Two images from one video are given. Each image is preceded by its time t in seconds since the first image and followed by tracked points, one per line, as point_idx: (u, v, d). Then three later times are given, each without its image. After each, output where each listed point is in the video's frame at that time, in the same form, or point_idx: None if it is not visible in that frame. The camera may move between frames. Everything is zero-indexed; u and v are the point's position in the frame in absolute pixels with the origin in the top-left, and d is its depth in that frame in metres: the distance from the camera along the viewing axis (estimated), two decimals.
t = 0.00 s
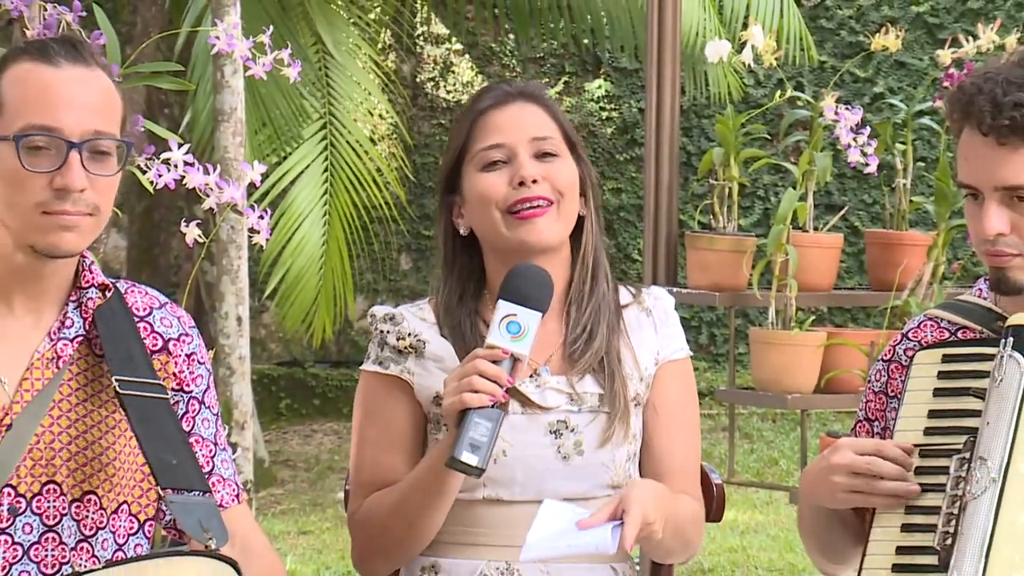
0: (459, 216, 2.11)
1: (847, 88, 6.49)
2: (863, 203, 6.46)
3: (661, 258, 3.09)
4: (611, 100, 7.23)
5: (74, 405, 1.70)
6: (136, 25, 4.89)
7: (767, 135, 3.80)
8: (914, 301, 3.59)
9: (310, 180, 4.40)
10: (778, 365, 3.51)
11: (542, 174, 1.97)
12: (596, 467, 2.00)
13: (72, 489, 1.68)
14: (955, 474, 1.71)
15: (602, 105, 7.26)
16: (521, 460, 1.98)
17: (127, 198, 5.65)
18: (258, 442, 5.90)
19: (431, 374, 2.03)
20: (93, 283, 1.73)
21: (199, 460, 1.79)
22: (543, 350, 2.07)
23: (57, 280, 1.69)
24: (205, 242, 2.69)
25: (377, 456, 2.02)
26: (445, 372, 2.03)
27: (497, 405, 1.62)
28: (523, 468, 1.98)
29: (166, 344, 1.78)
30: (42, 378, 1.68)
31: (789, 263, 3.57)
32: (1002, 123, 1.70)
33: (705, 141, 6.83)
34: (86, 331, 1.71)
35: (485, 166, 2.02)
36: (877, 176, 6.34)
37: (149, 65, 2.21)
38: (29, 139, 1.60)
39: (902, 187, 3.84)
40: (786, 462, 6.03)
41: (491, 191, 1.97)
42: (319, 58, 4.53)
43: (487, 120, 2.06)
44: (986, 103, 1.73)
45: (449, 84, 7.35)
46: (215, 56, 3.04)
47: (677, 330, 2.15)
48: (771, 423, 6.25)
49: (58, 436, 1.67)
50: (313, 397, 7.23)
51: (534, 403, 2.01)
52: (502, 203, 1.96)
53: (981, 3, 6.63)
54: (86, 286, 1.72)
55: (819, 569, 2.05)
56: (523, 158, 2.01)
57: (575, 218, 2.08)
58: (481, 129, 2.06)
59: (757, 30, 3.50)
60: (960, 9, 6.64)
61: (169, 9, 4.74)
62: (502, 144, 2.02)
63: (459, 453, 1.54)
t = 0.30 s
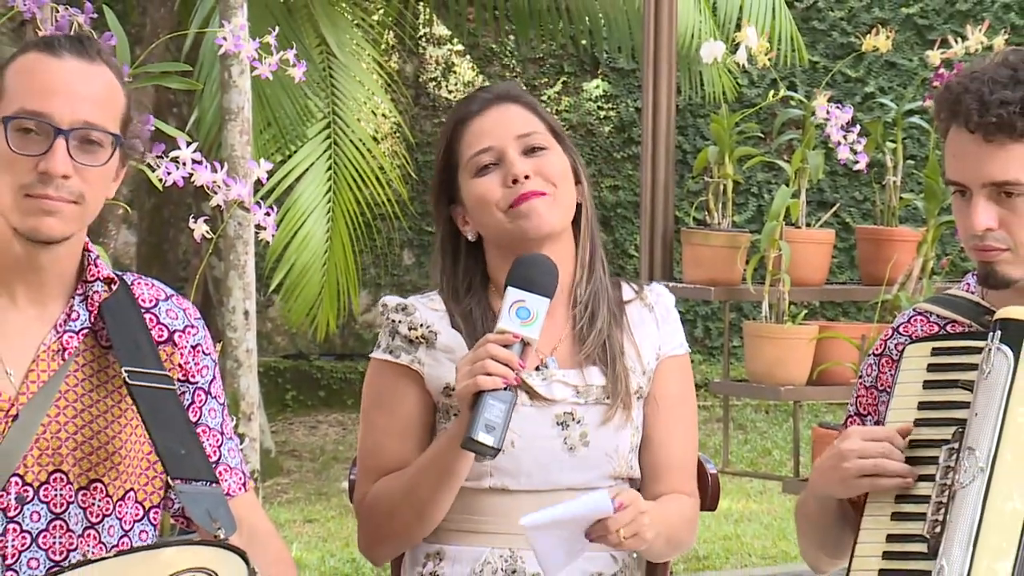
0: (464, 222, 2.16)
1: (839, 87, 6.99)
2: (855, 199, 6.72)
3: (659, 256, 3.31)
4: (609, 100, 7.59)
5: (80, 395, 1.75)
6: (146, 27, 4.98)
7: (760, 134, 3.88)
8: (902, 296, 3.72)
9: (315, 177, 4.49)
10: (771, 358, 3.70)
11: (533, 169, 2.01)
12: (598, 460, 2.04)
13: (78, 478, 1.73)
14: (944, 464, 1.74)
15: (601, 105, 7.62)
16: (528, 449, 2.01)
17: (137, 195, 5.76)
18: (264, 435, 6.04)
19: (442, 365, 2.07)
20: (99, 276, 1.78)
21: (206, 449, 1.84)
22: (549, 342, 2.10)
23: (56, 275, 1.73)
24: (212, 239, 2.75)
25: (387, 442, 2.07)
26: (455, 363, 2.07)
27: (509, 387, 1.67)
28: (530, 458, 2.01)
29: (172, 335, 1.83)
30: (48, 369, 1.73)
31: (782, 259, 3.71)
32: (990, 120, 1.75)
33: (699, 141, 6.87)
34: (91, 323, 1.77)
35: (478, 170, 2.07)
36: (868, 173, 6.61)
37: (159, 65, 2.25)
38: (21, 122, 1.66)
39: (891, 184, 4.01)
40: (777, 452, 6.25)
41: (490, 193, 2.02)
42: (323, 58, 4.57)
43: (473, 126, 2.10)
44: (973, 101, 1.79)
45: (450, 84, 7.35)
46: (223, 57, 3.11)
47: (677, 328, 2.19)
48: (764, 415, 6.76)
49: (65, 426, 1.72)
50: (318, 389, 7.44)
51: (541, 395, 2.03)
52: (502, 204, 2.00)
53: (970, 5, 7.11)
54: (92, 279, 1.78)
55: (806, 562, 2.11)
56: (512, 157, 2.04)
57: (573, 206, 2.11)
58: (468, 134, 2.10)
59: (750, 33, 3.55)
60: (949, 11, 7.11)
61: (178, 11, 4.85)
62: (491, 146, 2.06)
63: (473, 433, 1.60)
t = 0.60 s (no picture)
0: (474, 224, 2.21)
1: (831, 87, 7.52)
2: (846, 197, 7.18)
3: (655, 251, 3.46)
4: (606, 99, 7.84)
5: (85, 384, 1.81)
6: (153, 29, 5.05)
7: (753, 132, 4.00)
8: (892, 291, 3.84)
9: (319, 176, 4.57)
10: (768, 352, 3.87)
11: (537, 172, 2.06)
12: (603, 458, 2.08)
13: (85, 466, 1.78)
14: (933, 454, 1.79)
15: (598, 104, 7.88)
16: (532, 446, 2.05)
17: (146, 193, 5.88)
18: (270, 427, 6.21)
19: (451, 361, 2.12)
20: (100, 270, 1.84)
21: (210, 437, 1.89)
22: (555, 339, 2.13)
23: (56, 267, 1.78)
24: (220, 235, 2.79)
25: (394, 433, 2.11)
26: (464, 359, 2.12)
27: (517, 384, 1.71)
28: (534, 453, 2.05)
29: (174, 325, 1.88)
30: (53, 361, 1.78)
31: (774, 254, 3.89)
32: (980, 115, 1.79)
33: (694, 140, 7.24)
34: (95, 315, 1.83)
35: (483, 176, 2.11)
36: (859, 172, 7.08)
37: (168, 65, 2.30)
38: (14, 114, 1.71)
39: (882, 181, 4.12)
40: (770, 443, 6.44)
41: (495, 199, 2.07)
42: (326, 60, 4.68)
43: (478, 132, 2.14)
44: (964, 97, 1.83)
45: (452, 84, 7.66)
46: (230, 57, 3.17)
47: (679, 328, 2.23)
48: (758, 407, 7.16)
49: (71, 415, 1.78)
50: (323, 380, 7.68)
51: (548, 392, 2.07)
52: (510, 209, 2.05)
53: (958, 7, 7.67)
54: (94, 272, 1.83)
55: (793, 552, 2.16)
56: (517, 162, 2.09)
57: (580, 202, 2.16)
58: (472, 141, 2.14)
59: (745, 33, 3.61)
60: (938, 13, 7.68)
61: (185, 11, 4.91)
62: (496, 152, 2.10)
63: (482, 431, 1.63)
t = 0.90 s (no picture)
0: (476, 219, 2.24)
1: (823, 87, 7.91)
2: (838, 193, 7.67)
3: (652, 244, 3.48)
4: (603, 99, 8.12)
5: (92, 375, 1.86)
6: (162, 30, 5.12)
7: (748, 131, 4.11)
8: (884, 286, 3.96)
9: (326, 172, 4.67)
10: (760, 345, 4.03)
11: (544, 189, 2.10)
12: (599, 449, 2.13)
13: (94, 455, 1.84)
14: (922, 444, 1.83)
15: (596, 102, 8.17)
16: (530, 439, 2.09)
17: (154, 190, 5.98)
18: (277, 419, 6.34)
19: (450, 354, 2.17)
20: (104, 263, 1.87)
21: (215, 424, 1.95)
22: (556, 334, 2.18)
23: (61, 262, 1.82)
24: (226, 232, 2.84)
25: (395, 425, 2.16)
26: (463, 353, 2.16)
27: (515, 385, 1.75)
28: (530, 442, 2.09)
29: (179, 316, 1.92)
30: (60, 353, 1.83)
31: (768, 251, 4.03)
32: (967, 110, 1.84)
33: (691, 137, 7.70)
34: (101, 308, 1.87)
35: (490, 184, 2.14)
36: (849, 171, 7.59)
37: (176, 66, 2.34)
38: (23, 121, 1.74)
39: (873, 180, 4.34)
40: (764, 434, 6.58)
41: (500, 211, 2.11)
42: (331, 60, 4.82)
43: (487, 139, 2.15)
44: (951, 93, 1.88)
45: (454, 84, 7.90)
46: (236, 58, 3.19)
47: (678, 322, 2.27)
48: (751, 398, 7.43)
49: (79, 405, 1.83)
50: (328, 373, 7.91)
51: (543, 382, 2.12)
52: (513, 219, 2.10)
53: (947, 9, 7.98)
54: (97, 265, 1.86)
55: (786, 539, 2.20)
56: (525, 176, 2.12)
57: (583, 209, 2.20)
58: (482, 147, 2.16)
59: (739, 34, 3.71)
60: (927, 15, 8.00)
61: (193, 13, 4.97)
62: (504, 163, 2.13)
63: (479, 431, 1.68)
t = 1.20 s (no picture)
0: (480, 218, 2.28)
1: (816, 89, 8.22)
2: (829, 193, 7.80)
3: (648, 247, 3.65)
4: (602, 101, 8.34)
5: (101, 370, 1.90)
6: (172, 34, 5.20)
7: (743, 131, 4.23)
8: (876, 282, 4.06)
9: (328, 175, 4.78)
10: (753, 339, 4.22)
11: (550, 201, 2.15)
12: (597, 443, 2.17)
13: (103, 449, 1.89)
14: (912, 437, 1.87)
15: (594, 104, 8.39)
16: (531, 433, 2.14)
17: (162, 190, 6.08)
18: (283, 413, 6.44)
19: (451, 350, 2.22)
20: (110, 260, 1.91)
21: (221, 416, 2.00)
22: (555, 331, 2.24)
23: (74, 258, 1.87)
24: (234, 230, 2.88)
25: (398, 421, 2.21)
26: (464, 349, 2.21)
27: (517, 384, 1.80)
28: (531, 436, 2.14)
29: (184, 311, 1.97)
30: (68, 349, 1.87)
31: (761, 248, 4.20)
32: (955, 108, 1.90)
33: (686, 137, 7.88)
34: (107, 304, 1.91)
35: (496, 191, 2.19)
36: (841, 170, 7.71)
37: (184, 68, 2.40)
38: (56, 120, 1.78)
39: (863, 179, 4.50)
40: (758, 428, 6.67)
41: (505, 218, 2.16)
42: (335, 64, 4.96)
43: (497, 147, 2.19)
44: (940, 92, 1.93)
45: (454, 86, 8.10)
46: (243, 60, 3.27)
47: (674, 318, 2.31)
48: (745, 392, 7.57)
49: (89, 401, 1.87)
50: (332, 368, 8.05)
51: (542, 378, 2.17)
52: (518, 226, 2.15)
53: (936, 13, 8.23)
54: (104, 263, 1.91)
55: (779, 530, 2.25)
56: (531, 186, 2.16)
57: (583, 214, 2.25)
58: (491, 154, 2.19)
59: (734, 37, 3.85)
60: (917, 19, 8.27)
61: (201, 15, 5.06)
62: (511, 172, 2.17)
63: (481, 429, 1.73)
